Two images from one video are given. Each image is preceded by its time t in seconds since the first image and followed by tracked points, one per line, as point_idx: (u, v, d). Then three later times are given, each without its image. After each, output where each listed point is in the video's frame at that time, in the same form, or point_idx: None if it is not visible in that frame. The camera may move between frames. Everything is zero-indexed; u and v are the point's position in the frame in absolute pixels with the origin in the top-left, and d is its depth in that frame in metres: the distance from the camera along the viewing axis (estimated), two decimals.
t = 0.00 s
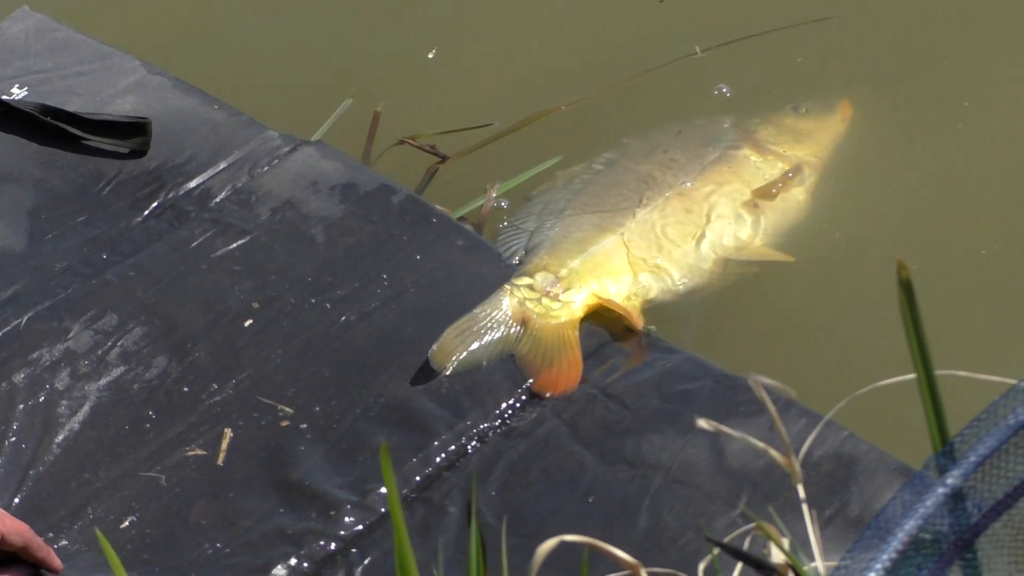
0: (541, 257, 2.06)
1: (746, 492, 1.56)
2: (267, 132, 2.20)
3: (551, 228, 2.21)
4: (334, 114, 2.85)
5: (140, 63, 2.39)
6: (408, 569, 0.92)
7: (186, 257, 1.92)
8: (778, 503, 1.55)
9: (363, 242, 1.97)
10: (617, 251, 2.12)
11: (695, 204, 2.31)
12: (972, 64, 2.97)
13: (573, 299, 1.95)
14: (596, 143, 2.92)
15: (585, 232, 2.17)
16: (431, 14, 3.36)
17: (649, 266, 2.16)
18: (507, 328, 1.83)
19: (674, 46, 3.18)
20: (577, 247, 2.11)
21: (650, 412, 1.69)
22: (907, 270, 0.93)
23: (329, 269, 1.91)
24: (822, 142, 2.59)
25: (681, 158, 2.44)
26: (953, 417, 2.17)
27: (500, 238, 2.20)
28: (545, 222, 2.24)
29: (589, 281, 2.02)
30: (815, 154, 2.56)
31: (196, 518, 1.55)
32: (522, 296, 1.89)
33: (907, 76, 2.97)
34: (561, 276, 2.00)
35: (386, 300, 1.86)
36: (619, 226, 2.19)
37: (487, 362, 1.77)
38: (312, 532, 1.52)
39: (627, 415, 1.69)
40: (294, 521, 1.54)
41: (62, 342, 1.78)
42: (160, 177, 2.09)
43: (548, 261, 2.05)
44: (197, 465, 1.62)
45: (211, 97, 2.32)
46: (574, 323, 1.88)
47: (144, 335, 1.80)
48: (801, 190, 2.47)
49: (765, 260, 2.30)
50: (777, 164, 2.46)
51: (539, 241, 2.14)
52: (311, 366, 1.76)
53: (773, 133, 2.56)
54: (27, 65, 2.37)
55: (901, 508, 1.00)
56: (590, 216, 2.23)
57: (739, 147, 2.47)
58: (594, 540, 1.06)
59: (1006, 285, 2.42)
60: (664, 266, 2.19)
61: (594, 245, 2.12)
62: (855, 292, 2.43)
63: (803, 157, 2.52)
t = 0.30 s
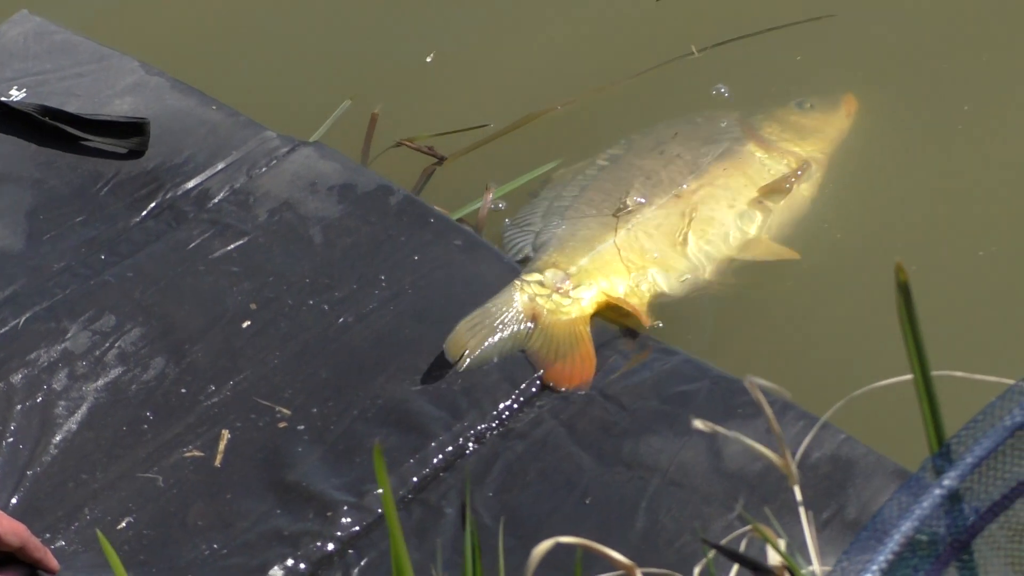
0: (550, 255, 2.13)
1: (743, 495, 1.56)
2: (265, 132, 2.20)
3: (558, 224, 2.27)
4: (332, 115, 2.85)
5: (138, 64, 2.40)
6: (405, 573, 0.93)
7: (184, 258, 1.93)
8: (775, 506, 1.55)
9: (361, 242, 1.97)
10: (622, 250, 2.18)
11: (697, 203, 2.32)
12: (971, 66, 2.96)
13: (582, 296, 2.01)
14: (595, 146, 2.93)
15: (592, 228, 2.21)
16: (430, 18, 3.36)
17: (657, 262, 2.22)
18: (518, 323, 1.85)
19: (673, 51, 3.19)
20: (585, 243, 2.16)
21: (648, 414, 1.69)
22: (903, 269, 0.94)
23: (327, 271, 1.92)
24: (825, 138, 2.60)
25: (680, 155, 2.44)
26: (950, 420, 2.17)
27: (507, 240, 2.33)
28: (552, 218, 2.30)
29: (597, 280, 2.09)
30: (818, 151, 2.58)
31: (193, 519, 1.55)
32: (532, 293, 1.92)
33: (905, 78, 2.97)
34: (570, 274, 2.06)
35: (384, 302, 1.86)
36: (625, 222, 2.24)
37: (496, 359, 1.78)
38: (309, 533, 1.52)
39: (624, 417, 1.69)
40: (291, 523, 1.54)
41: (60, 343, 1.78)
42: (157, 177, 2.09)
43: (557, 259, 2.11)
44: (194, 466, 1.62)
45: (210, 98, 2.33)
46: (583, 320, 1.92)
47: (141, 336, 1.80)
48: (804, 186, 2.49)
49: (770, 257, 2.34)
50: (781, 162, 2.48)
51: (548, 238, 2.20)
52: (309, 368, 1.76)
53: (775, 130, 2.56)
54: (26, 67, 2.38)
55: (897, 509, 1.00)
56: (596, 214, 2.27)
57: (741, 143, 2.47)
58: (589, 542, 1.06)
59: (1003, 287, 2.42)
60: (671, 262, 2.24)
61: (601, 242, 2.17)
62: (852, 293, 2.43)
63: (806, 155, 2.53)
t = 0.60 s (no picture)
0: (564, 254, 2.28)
1: (737, 499, 1.56)
2: (261, 135, 2.21)
3: (574, 220, 2.44)
4: (329, 117, 2.86)
5: (135, 69, 2.41)
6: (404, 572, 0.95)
7: (180, 261, 1.93)
8: (769, 510, 1.55)
9: (356, 245, 1.97)
10: (635, 247, 2.34)
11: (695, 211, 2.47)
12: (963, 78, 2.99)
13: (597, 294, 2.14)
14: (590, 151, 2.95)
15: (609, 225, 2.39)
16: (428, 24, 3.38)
17: (672, 258, 2.40)
18: (540, 313, 1.89)
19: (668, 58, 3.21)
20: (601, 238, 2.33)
21: (642, 417, 1.69)
22: (896, 268, 0.94)
23: (322, 274, 1.92)
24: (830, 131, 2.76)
25: (674, 163, 2.57)
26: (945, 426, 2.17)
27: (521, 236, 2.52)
28: (565, 215, 2.46)
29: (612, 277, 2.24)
30: (824, 143, 2.74)
31: (187, 522, 1.55)
32: (552, 287, 1.98)
33: (898, 89, 3.00)
34: (588, 271, 2.20)
35: (379, 305, 1.86)
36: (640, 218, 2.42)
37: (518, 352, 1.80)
38: (303, 536, 1.52)
39: (619, 420, 1.69)
40: (285, 525, 1.54)
41: (54, 345, 1.78)
42: (153, 180, 2.09)
43: (575, 257, 2.26)
44: (189, 468, 1.62)
45: (206, 101, 2.33)
46: (598, 313, 1.99)
47: (136, 338, 1.80)
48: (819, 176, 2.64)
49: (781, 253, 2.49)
50: (792, 154, 2.66)
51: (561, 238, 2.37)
52: (304, 371, 1.76)
53: (785, 121, 2.72)
54: (22, 72, 2.39)
55: (890, 513, 1.01)
56: (607, 211, 2.44)
57: (752, 136, 2.65)
58: (583, 544, 1.06)
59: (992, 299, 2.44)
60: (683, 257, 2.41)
61: (615, 238, 2.33)
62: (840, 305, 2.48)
63: (813, 149, 2.70)
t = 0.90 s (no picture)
0: (572, 253, 2.30)
1: (734, 501, 1.56)
2: (259, 137, 2.21)
3: (582, 220, 2.47)
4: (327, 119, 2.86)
5: (132, 72, 2.41)
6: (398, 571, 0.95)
7: (177, 263, 1.93)
8: (765, 512, 1.55)
9: (354, 248, 1.97)
10: (642, 248, 2.37)
11: (695, 209, 2.49)
12: (961, 80, 2.99)
13: (604, 293, 2.15)
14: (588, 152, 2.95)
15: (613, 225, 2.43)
16: (426, 28, 3.38)
17: (677, 257, 2.41)
18: (548, 313, 1.90)
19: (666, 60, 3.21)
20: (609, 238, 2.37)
21: (639, 420, 1.69)
22: (893, 268, 0.94)
23: (319, 276, 1.92)
24: (833, 129, 2.80)
25: (675, 164, 2.59)
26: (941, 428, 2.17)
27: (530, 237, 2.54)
28: (570, 216, 2.49)
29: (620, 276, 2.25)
30: (828, 141, 2.77)
31: (184, 525, 1.55)
32: (560, 287, 1.99)
33: (895, 91, 3.00)
34: (596, 273, 2.21)
35: (376, 308, 1.86)
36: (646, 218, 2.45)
37: (528, 351, 1.80)
38: (300, 539, 1.52)
39: (616, 422, 1.69)
40: (281, 528, 1.54)
41: (51, 347, 1.78)
42: (151, 183, 2.09)
43: (582, 258, 2.27)
44: (185, 471, 1.62)
45: (204, 104, 2.33)
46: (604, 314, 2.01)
47: (133, 340, 1.80)
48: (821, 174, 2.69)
49: (789, 251, 2.51)
50: (798, 150, 2.69)
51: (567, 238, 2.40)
52: (301, 374, 1.76)
53: (790, 117, 2.75)
54: (20, 75, 2.39)
55: (887, 515, 1.01)
56: (612, 212, 2.48)
57: (758, 132, 2.67)
58: (580, 546, 1.06)
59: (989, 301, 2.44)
60: (689, 256, 2.43)
61: (621, 239, 2.36)
62: (837, 308, 2.48)
63: (817, 145, 2.73)
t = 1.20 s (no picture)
0: (581, 253, 2.33)
1: (731, 502, 1.56)
2: (256, 138, 2.21)
3: (589, 220, 2.48)
4: (324, 120, 2.86)
5: (130, 74, 2.41)
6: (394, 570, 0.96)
7: (174, 264, 1.93)
8: (763, 513, 1.55)
9: (352, 248, 1.97)
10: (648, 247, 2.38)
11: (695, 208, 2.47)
12: (960, 79, 2.98)
13: (612, 293, 2.18)
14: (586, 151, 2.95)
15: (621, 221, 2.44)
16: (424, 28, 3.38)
17: (684, 250, 2.41)
18: (557, 311, 1.90)
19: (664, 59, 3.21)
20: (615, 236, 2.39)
21: (636, 421, 1.69)
22: (892, 268, 0.94)
23: (317, 277, 1.92)
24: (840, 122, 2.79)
25: (676, 163, 2.57)
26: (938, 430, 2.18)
27: (536, 235, 2.57)
28: (576, 215, 2.52)
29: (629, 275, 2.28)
30: (833, 135, 2.77)
31: (181, 526, 1.55)
32: (568, 287, 2.01)
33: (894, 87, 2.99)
34: (604, 272, 2.23)
35: (374, 309, 1.86)
36: (648, 215, 2.45)
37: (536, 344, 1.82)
38: (297, 540, 1.52)
39: (614, 423, 1.69)
40: (279, 529, 1.54)
41: (49, 348, 1.78)
42: (148, 184, 2.09)
43: (589, 259, 2.29)
44: (183, 472, 1.62)
45: (202, 105, 2.33)
46: (613, 312, 2.02)
47: (131, 341, 1.80)
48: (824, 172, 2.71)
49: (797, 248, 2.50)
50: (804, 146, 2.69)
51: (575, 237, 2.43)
52: (299, 374, 1.76)
53: (796, 112, 2.74)
54: (18, 77, 2.39)
55: (884, 516, 1.02)
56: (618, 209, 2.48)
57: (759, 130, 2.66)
58: (579, 547, 1.07)
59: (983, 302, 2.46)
60: (699, 248, 2.43)
61: (628, 239, 2.38)
62: (834, 310, 2.49)
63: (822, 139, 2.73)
